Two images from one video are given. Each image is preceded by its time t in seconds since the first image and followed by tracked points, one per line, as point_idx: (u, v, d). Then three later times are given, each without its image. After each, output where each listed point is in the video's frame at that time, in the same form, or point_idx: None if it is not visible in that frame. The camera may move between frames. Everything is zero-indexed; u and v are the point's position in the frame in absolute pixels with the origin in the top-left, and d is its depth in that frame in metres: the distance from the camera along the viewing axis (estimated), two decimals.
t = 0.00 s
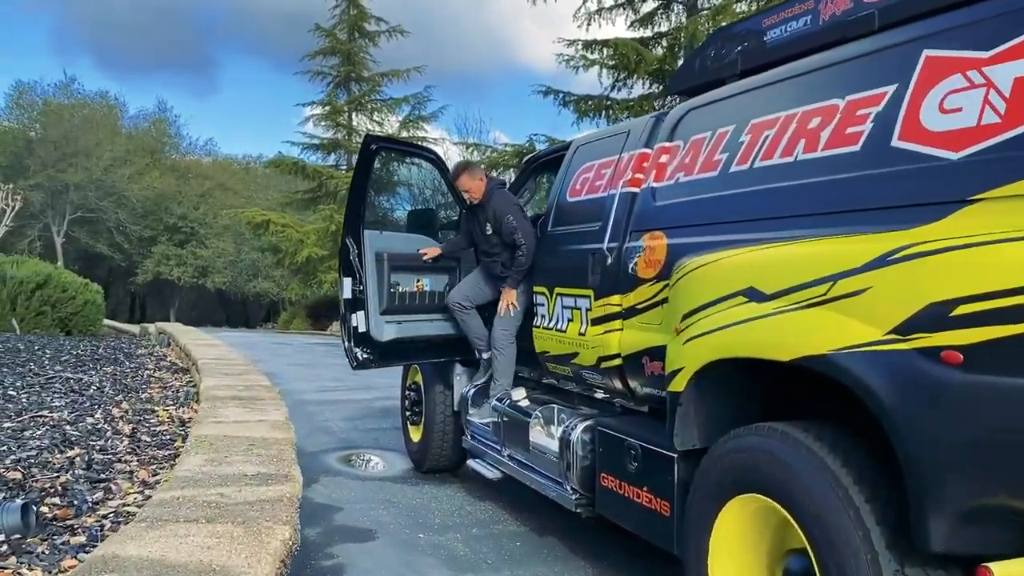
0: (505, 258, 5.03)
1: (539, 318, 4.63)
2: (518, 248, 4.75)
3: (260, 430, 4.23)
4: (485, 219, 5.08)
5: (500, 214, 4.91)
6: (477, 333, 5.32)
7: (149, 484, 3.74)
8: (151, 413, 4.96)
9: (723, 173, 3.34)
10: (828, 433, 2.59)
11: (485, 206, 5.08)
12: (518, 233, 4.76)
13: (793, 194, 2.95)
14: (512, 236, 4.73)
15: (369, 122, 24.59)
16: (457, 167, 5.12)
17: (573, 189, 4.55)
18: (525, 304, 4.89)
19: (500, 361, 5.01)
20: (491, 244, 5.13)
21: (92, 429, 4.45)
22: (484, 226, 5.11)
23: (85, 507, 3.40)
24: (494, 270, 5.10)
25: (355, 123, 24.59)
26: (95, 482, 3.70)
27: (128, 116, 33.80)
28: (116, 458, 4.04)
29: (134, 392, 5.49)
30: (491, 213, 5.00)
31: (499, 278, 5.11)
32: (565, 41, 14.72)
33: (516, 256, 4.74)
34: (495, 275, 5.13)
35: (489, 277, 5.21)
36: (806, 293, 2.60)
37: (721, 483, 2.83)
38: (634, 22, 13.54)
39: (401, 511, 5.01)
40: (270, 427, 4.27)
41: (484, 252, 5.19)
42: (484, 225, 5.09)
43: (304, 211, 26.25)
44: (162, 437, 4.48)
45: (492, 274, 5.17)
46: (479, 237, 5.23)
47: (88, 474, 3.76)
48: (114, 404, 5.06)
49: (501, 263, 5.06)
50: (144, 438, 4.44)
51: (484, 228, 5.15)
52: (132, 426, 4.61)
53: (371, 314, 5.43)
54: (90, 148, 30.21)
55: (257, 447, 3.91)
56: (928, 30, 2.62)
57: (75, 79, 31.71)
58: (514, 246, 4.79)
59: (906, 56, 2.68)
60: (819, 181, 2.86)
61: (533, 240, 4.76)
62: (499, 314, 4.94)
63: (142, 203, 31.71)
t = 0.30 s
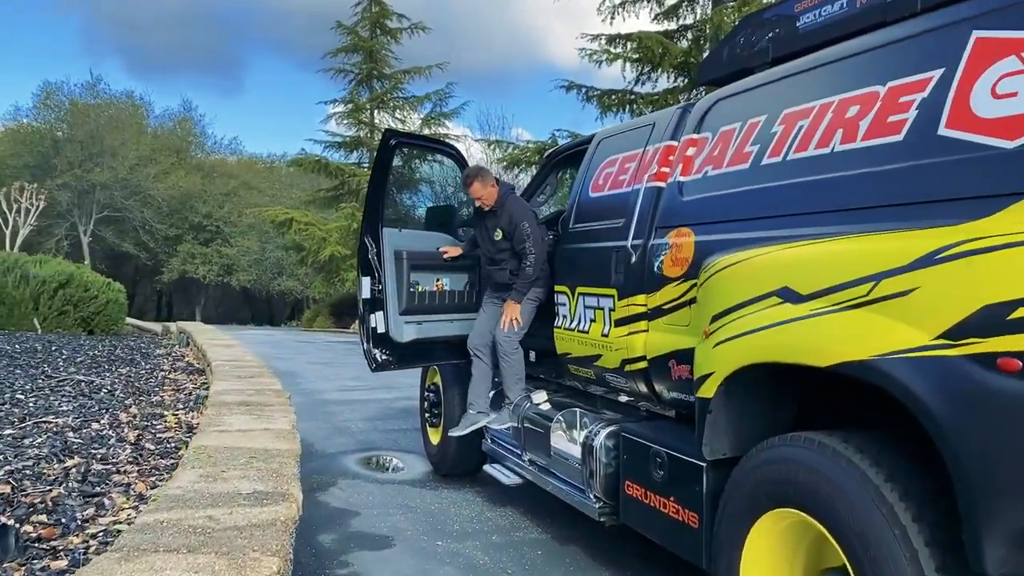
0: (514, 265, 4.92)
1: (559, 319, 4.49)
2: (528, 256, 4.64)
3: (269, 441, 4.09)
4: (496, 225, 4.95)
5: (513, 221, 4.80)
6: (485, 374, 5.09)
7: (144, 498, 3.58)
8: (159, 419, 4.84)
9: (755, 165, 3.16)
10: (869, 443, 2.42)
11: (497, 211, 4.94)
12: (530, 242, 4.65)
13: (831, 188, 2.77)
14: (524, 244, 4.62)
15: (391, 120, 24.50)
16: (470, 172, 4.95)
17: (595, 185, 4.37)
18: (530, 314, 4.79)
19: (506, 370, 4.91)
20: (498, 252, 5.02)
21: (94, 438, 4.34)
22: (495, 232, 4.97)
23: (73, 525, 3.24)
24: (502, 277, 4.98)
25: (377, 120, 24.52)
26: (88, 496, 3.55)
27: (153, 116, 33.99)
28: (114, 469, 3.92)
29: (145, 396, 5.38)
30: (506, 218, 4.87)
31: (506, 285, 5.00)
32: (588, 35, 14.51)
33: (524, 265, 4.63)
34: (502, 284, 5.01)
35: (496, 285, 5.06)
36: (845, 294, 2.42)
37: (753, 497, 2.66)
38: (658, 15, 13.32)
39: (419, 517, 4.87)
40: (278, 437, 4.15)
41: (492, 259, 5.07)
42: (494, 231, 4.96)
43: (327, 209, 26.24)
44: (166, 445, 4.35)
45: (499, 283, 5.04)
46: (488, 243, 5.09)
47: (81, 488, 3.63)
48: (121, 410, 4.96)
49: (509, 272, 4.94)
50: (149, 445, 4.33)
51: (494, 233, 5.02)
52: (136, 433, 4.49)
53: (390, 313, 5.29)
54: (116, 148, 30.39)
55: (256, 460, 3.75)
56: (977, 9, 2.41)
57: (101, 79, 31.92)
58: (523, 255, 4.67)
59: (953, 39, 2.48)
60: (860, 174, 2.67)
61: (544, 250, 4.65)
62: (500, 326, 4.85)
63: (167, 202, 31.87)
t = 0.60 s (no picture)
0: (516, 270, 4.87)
1: (575, 316, 4.33)
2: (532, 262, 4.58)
3: (270, 448, 3.95)
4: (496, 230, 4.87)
5: (514, 226, 4.73)
6: (506, 393, 4.99)
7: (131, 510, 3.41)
8: (160, 422, 4.73)
9: (782, 154, 2.99)
10: (907, 451, 2.25)
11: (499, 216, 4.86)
12: (535, 247, 4.59)
13: (864, 177, 2.59)
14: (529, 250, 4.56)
15: (407, 115, 24.38)
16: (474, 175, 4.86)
17: (612, 177, 4.21)
18: (532, 324, 4.69)
19: (508, 376, 4.84)
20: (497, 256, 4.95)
21: (90, 443, 4.23)
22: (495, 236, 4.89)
23: (50, 541, 3.04)
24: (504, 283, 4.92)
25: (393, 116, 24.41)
26: (71, 508, 3.39)
27: (171, 113, 34.10)
28: (106, 476, 3.78)
29: (150, 396, 5.28)
30: (508, 222, 4.80)
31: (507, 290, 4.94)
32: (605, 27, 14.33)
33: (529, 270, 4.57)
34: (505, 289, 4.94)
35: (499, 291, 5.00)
36: (881, 291, 2.25)
37: (782, 507, 2.49)
38: (677, 6, 13.11)
39: (431, 520, 4.73)
40: (270, 445, 4.06)
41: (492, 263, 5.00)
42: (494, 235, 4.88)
43: (344, 205, 26.18)
44: (165, 450, 4.23)
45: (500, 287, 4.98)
46: (487, 248, 5.02)
47: (66, 499, 3.47)
48: (122, 412, 4.85)
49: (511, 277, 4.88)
50: (145, 451, 4.20)
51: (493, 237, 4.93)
52: (133, 437, 4.39)
53: (400, 312, 5.13)
54: (134, 145, 30.51)
55: (248, 470, 3.58)
56: None
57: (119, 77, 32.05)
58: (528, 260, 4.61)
59: (997, 16, 2.29)
60: (895, 161, 2.50)
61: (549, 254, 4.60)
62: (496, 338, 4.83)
63: (186, 199, 31.96)
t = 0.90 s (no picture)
0: (517, 281, 4.77)
1: (592, 312, 4.20)
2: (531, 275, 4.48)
3: (275, 453, 3.83)
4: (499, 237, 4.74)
5: (515, 238, 4.58)
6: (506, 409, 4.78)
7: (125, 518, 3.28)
8: (163, 422, 4.63)
9: (812, 142, 2.84)
10: (952, 457, 2.11)
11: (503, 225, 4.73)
12: (535, 260, 4.47)
13: (902, 164, 2.44)
14: (529, 265, 4.43)
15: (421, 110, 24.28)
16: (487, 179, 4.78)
17: (630, 168, 4.06)
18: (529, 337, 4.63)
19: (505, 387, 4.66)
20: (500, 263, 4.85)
21: (88, 444, 4.13)
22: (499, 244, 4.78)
23: (34, 554, 2.89)
24: (506, 291, 4.84)
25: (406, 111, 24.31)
26: (62, 516, 3.26)
27: (185, 109, 34.12)
28: (103, 481, 3.67)
29: (156, 394, 5.19)
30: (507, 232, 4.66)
31: (509, 298, 4.86)
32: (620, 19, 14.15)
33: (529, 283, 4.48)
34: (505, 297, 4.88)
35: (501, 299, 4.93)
36: (925, 284, 2.11)
37: (815, 513, 2.35)
38: None
39: (444, 521, 4.61)
40: (283, 447, 3.91)
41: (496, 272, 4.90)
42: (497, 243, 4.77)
43: (357, 201, 26.12)
44: (166, 452, 4.12)
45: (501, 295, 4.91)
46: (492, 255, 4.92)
47: (57, 505, 3.34)
48: (125, 411, 4.76)
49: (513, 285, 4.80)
50: (146, 452, 4.11)
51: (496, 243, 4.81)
52: (135, 438, 4.29)
53: (413, 305, 4.97)
54: (148, 142, 30.54)
55: (248, 477, 3.45)
56: None
57: (133, 73, 32.09)
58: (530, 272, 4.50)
59: None
60: (936, 147, 2.34)
61: (552, 267, 4.46)
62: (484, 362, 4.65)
63: (199, 195, 31.99)
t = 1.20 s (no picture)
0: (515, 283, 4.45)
1: (609, 310, 4.06)
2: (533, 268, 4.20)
3: (282, 463, 3.70)
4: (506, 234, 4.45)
5: (525, 232, 4.30)
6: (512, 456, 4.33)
7: (125, 531, 3.13)
8: (168, 426, 4.52)
9: (847, 131, 2.69)
10: (1008, 468, 1.96)
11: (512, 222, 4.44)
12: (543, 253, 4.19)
13: (947, 153, 2.29)
14: (535, 257, 4.17)
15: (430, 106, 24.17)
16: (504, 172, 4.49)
17: (651, 161, 3.92)
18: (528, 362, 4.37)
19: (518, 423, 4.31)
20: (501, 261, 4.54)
21: (91, 450, 4.01)
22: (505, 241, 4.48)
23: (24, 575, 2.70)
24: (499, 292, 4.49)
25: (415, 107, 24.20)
26: (56, 531, 3.11)
27: (194, 107, 34.07)
28: (103, 491, 3.54)
29: (162, 396, 5.09)
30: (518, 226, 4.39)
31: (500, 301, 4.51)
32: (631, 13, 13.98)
33: (529, 276, 4.19)
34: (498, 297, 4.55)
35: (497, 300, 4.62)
36: (973, 282, 1.94)
37: (856, 525, 2.21)
38: None
39: (457, 525, 4.48)
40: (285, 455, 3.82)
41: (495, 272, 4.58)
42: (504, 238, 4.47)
43: (366, 198, 26.02)
44: (170, 459, 4.00)
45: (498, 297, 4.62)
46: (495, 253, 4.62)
47: (51, 519, 3.19)
48: (130, 415, 4.64)
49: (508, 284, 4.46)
50: (149, 459, 3.99)
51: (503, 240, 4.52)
52: (138, 443, 4.18)
53: (428, 301, 4.90)
54: (158, 139, 30.50)
55: (253, 491, 3.32)
56: None
57: (142, 71, 32.06)
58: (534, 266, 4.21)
59: None
60: (984, 135, 2.19)
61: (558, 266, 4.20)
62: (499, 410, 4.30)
63: (209, 192, 31.96)
